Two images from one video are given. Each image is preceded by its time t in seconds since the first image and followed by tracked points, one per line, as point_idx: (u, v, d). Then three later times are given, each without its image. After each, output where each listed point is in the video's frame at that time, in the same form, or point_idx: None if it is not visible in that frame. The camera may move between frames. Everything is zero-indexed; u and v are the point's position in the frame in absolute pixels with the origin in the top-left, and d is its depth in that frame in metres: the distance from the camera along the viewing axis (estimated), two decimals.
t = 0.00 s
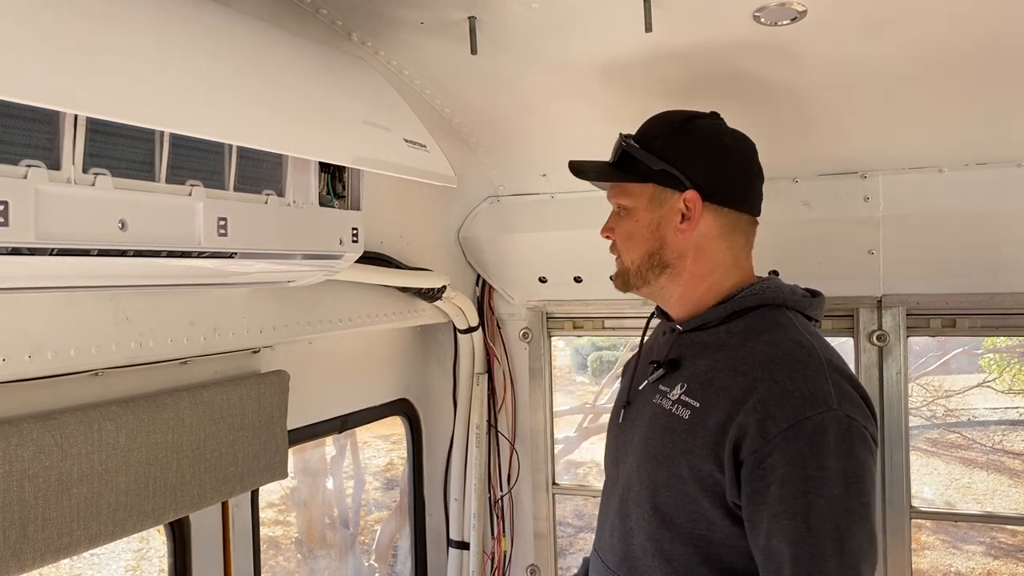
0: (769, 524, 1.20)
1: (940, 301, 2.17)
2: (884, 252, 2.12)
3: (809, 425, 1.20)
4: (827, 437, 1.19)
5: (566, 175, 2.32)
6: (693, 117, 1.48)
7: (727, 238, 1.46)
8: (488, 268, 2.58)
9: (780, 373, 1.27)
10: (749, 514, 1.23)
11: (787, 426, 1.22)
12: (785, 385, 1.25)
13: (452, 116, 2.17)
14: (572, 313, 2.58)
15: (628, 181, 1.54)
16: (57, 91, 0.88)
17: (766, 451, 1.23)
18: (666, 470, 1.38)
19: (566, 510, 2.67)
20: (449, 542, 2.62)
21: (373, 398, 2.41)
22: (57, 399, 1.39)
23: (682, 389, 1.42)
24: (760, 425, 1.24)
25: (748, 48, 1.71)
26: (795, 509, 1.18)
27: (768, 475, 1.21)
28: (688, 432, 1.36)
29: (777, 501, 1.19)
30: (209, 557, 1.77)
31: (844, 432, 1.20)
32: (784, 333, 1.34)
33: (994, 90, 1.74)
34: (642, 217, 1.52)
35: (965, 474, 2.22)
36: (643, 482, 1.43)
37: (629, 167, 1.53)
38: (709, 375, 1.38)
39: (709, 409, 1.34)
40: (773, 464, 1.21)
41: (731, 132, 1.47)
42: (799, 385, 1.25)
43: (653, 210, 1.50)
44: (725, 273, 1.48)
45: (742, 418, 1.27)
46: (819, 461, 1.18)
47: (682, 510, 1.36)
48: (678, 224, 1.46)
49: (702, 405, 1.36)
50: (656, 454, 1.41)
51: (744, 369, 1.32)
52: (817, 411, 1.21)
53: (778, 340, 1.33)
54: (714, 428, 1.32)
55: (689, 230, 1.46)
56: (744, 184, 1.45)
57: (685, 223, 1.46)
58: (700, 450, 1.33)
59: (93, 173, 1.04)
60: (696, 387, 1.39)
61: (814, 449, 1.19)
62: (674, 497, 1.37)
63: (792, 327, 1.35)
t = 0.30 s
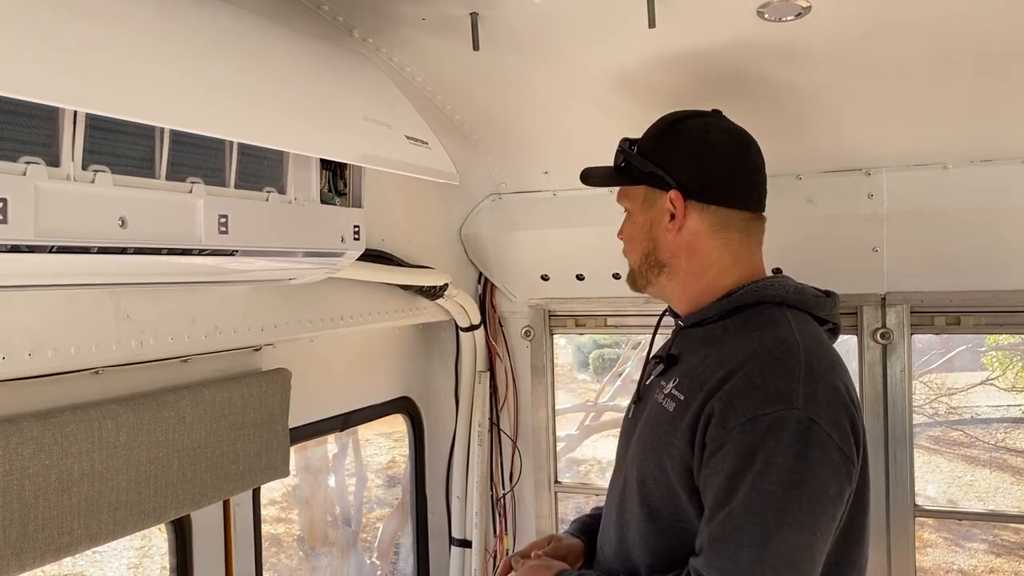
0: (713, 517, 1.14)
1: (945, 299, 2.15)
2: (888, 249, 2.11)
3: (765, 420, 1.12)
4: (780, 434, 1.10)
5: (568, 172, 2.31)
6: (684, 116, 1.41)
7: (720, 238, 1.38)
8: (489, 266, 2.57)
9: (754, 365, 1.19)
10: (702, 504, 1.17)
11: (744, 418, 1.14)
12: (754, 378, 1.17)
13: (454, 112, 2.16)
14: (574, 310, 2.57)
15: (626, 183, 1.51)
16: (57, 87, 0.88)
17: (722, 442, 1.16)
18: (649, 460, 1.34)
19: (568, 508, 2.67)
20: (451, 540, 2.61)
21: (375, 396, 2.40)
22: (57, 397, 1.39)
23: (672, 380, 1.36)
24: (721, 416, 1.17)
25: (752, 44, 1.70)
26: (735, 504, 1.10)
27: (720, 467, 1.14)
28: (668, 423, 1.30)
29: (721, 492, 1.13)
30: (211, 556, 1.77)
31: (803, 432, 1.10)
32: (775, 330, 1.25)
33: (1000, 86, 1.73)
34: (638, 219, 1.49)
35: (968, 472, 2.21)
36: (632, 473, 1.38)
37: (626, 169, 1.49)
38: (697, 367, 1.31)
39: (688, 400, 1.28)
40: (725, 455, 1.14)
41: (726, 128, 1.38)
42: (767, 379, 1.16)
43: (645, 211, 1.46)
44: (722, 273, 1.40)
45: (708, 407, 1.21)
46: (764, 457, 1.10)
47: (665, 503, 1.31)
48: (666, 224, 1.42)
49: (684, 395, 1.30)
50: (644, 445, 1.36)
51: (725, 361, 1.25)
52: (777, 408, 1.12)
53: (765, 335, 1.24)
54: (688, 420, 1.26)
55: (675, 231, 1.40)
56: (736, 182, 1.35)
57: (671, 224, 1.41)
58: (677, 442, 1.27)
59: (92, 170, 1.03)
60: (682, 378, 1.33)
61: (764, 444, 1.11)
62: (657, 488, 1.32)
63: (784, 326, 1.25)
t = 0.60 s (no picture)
0: (700, 518, 1.14)
1: (948, 297, 2.15)
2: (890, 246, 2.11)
3: (745, 420, 1.12)
4: (759, 433, 1.10)
5: (570, 169, 2.31)
6: (662, 119, 1.40)
7: (713, 239, 1.38)
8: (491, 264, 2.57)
9: (733, 364, 1.20)
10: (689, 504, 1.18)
11: (724, 418, 1.14)
12: (734, 377, 1.18)
13: (456, 110, 2.16)
14: (576, 308, 2.57)
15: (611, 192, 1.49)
16: (60, 86, 0.87)
17: (705, 443, 1.16)
18: (641, 461, 1.34)
19: (569, 505, 2.68)
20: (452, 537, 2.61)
21: (377, 393, 2.40)
22: (60, 395, 1.39)
23: (661, 380, 1.37)
24: (704, 416, 1.18)
25: (755, 42, 1.70)
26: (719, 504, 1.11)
27: (703, 467, 1.15)
28: (656, 423, 1.31)
29: (705, 493, 1.13)
30: (213, 553, 1.77)
31: (784, 431, 1.10)
32: (757, 327, 1.25)
33: (1003, 84, 1.73)
34: (628, 228, 1.47)
35: (969, 470, 2.21)
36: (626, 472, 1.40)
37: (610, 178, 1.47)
38: (684, 366, 1.32)
39: (675, 400, 1.28)
40: (708, 456, 1.15)
41: (705, 126, 1.38)
42: (747, 379, 1.16)
43: (634, 219, 1.45)
44: (715, 273, 1.40)
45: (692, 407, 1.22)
46: (743, 457, 1.10)
47: (658, 502, 1.32)
48: (658, 230, 1.41)
49: (670, 395, 1.31)
50: (637, 446, 1.36)
51: (708, 361, 1.25)
52: (755, 407, 1.13)
53: (745, 333, 1.24)
54: (674, 420, 1.26)
55: (668, 237, 1.40)
56: (722, 179, 1.35)
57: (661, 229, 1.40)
58: (664, 442, 1.28)
59: (95, 168, 1.03)
60: (670, 378, 1.34)
61: (744, 444, 1.11)
62: (650, 488, 1.32)
63: (767, 323, 1.25)
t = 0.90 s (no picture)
0: (732, 503, 1.13)
1: (949, 293, 2.15)
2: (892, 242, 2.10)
3: (768, 403, 1.12)
4: (785, 415, 1.10)
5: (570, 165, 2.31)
6: (680, 114, 1.39)
7: (734, 232, 1.41)
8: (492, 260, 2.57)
9: (748, 350, 1.20)
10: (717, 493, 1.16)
11: (745, 404, 1.14)
12: (751, 364, 1.18)
13: (457, 106, 2.16)
14: (577, 304, 2.58)
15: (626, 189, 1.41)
16: (63, 81, 0.88)
17: (727, 430, 1.15)
18: (654, 454, 1.34)
19: (570, 501, 2.67)
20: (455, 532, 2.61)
21: (378, 389, 2.41)
22: (63, 390, 1.39)
23: (669, 373, 1.37)
24: (723, 403, 1.17)
25: (756, 37, 1.70)
26: (750, 490, 1.10)
27: (730, 456, 1.13)
28: (668, 416, 1.30)
29: (733, 480, 1.12)
30: (215, 549, 1.77)
31: (808, 412, 1.10)
32: (766, 314, 1.26)
33: (1004, 79, 1.73)
34: (648, 226, 1.41)
35: (969, 466, 2.21)
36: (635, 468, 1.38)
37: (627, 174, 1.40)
38: (692, 358, 1.32)
39: (688, 391, 1.28)
40: (732, 442, 1.14)
41: (714, 124, 1.42)
42: (763, 364, 1.17)
43: (658, 216, 1.39)
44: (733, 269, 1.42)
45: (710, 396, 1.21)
46: (772, 439, 1.10)
47: (671, 495, 1.31)
48: (687, 226, 1.38)
49: (682, 387, 1.30)
50: (648, 439, 1.36)
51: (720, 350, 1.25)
52: (777, 389, 1.13)
53: (755, 320, 1.25)
54: (688, 410, 1.26)
55: (700, 232, 1.38)
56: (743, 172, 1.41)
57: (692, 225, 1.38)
58: (679, 434, 1.27)
59: (99, 164, 1.03)
60: (678, 371, 1.34)
61: (769, 427, 1.10)
62: (663, 481, 1.32)
63: (773, 310, 1.26)
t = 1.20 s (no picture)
0: (828, 491, 1.16)
1: (950, 287, 2.13)
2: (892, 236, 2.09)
3: (851, 393, 1.18)
4: (868, 402, 1.18)
5: (570, 160, 2.31)
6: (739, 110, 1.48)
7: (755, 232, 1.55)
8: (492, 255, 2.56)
9: (811, 345, 1.26)
10: (801, 485, 1.19)
11: (829, 397, 1.19)
12: (819, 358, 1.23)
13: (457, 100, 2.16)
14: (577, 299, 2.55)
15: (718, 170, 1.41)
16: (60, 73, 0.87)
17: (811, 422, 1.19)
18: (694, 453, 1.33)
19: (570, 496, 2.66)
20: (455, 527, 2.62)
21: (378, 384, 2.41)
22: (63, 384, 1.39)
23: (700, 371, 1.38)
24: (803, 398, 1.21)
25: (756, 31, 1.69)
26: (851, 479, 1.14)
27: (822, 444, 1.17)
28: (717, 414, 1.31)
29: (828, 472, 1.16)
30: (216, 544, 1.77)
31: (877, 399, 1.20)
32: (802, 309, 1.34)
33: (1005, 71, 1.72)
34: (727, 211, 1.43)
35: (969, 462, 2.19)
36: (668, 470, 1.37)
37: (723, 155, 1.41)
38: (732, 355, 1.35)
39: (740, 388, 1.30)
40: (820, 435, 1.17)
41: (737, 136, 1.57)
42: (831, 358, 1.23)
43: (737, 204, 1.43)
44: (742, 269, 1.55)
45: (781, 392, 1.24)
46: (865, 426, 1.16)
47: (713, 493, 1.31)
48: (748, 219, 1.47)
49: (729, 385, 1.32)
50: (685, 438, 1.35)
51: (774, 347, 1.30)
52: (853, 379, 1.20)
53: (801, 315, 1.33)
54: (747, 406, 1.28)
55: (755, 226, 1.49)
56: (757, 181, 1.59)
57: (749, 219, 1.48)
58: (732, 431, 1.29)
59: (99, 157, 1.03)
60: (717, 368, 1.35)
61: (860, 416, 1.17)
62: (704, 480, 1.32)
63: (805, 305, 1.35)
